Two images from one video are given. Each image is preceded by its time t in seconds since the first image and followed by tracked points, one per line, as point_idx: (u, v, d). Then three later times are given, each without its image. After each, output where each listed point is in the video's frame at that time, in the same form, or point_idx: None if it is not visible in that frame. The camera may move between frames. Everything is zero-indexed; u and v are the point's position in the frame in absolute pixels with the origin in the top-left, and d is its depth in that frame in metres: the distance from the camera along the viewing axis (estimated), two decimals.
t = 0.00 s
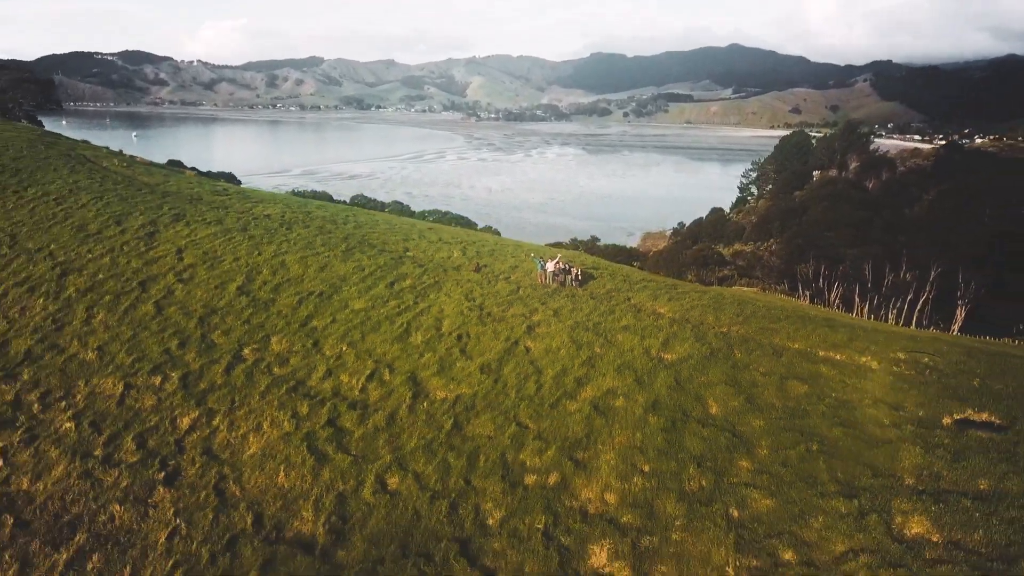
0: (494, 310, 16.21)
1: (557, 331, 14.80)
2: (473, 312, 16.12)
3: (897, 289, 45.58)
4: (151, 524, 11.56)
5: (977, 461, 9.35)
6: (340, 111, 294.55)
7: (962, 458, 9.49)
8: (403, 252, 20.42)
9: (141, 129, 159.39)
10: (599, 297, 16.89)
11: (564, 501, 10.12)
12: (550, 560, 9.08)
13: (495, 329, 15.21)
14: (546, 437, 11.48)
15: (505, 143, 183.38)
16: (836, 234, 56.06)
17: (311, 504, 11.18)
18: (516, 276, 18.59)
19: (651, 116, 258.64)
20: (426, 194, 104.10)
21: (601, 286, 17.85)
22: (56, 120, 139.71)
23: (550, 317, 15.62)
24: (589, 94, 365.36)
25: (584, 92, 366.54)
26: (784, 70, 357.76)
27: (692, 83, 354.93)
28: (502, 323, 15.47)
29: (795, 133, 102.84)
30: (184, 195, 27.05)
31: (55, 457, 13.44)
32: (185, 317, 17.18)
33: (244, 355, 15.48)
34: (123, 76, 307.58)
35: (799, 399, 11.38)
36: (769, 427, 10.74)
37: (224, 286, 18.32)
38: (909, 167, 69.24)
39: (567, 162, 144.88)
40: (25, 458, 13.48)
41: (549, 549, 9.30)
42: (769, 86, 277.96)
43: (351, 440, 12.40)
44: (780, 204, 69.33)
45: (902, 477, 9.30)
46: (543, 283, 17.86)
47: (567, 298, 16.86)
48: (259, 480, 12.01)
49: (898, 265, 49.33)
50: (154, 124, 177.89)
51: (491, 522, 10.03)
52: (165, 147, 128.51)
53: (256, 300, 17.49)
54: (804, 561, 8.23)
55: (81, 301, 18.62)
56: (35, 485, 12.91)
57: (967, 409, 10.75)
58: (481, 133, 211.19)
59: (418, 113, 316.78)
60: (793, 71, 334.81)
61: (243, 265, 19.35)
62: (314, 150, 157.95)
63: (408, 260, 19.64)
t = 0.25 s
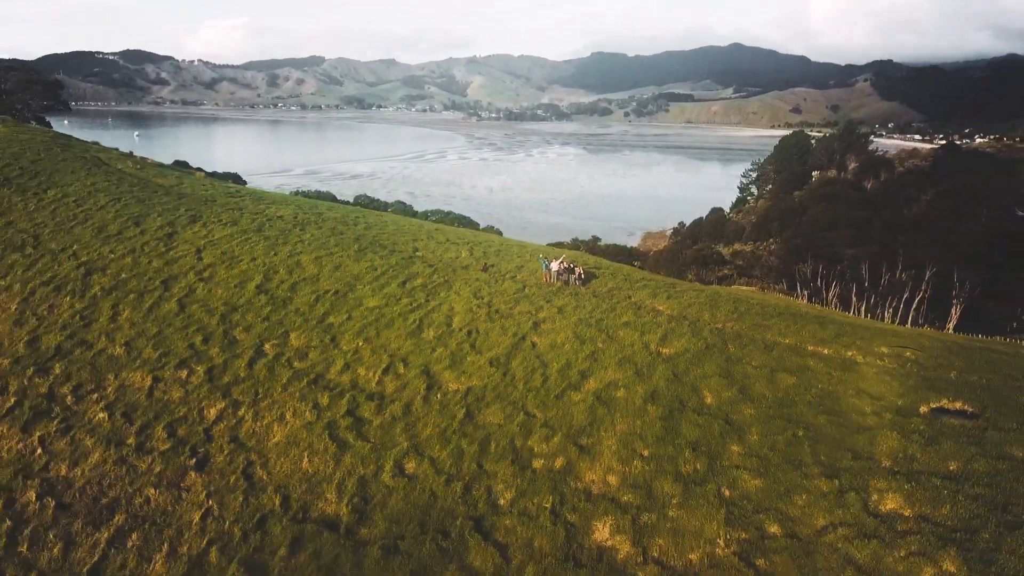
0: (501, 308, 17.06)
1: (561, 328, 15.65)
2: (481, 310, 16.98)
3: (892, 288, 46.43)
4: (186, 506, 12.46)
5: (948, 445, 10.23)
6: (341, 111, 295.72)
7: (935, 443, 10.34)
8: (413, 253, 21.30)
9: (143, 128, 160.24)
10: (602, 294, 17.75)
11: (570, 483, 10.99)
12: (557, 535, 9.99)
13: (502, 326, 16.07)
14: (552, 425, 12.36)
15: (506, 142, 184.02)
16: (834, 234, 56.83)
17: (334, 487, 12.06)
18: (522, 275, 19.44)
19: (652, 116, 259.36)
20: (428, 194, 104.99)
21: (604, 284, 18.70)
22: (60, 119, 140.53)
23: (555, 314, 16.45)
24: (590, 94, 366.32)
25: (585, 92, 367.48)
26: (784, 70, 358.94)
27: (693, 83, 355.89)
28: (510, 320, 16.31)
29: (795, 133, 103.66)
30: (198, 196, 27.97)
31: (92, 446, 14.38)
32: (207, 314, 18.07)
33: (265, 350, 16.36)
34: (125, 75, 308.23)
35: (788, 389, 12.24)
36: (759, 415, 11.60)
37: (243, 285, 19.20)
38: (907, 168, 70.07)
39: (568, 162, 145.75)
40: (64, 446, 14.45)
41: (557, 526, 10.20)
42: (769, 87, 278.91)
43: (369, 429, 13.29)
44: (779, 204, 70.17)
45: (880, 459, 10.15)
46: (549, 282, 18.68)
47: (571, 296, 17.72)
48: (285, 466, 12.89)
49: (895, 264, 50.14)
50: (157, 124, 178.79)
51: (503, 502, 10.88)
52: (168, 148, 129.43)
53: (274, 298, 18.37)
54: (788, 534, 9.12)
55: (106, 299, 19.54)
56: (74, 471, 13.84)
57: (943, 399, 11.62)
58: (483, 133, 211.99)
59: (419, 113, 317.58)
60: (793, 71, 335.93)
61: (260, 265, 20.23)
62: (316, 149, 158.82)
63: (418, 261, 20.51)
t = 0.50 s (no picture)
0: (508, 307, 17.81)
1: (565, 326, 16.41)
2: (488, 310, 17.73)
3: (890, 288, 47.15)
4: (211, 493, 13.22)
5: (927, 434, 10.97)
6: (342, 112, 296.53)
7: (914, 432, 11.10)
8: (421, 255, 22.05)
9: (146, 129, 160.98)
10: (604, 294, 18.50)
11: (574, 471, 11.74)
12: (562, 519, 10.73)
13: (509, 325, 16.81)
14: (557, 418, 13.10)
15: (507, 143, 184.74)
16: (832, 235, 57.56)
17: (352, 476, 12.81)
18: (527, 276, 20.20)
19: (652, 117, 260.23)
20: (430, 195, 105.75)
21: (606, 285, 19.47)
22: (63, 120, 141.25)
23: (559, 313, 17.21)
24: (590, 95, 367.13)
25: (585, 93, 368.36)
26: (783, 72, 360.11)
27: (693, 84, 356.90)
28: (516, 319, 17.07)
29: (794, 135, 104.51)
30: (210, 199, 28.77)
31: (119, 438, 15.18)
32: (225, 313, 18.84)
33: (282, 347, 17.11)
34: (126, 76, 309.35)
35: (780, 383, 12.98)
36: (752, 408, 12.33)
37: (258, 286, 19.96)
38: (905, 171, 70.96)
39: (569, 163, 146.52)
40: (93, 439, 15.25)
41: (562, 510, 10.95)
42: (769, 88, 279.86)
43: (384, 421, 14.04)
44: (778, 206, 70.94)
45: (864, 448, 10.89)
46: (552, 283, 19.43)
47: (574, 296, 18.48)
48: (304, 456, 13.64)
49: (891, 265, 50.85)
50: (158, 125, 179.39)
51: (511, 489, 11.63)
52: (171, 149, 130.13)
53: (289, 298, 19.13)
54: (777, 516, 9.87)
55: (126, 299, 20.32)
56: (103, 462, 14.63)
57: (924, 392, 12.37)
58: (483, 134, 212.84)
59: (420, 113, 318.38)
60: (793, 73, 336.83)
61: (274, 266, 21.00)
62: (317, 150, 159.49)
63: (426, 263, 21.25)
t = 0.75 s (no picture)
0: (514, 307, 18.58)
1: (568, 325, 17.16)
2: (494, 309, 18.49)
3: (887, 288, 47.79)
4: (235, 483, 13.98)
5: (910, 425, 11.72)
6: (343, 113, 297.40)
7: (897, 424, 11.85)
8: (429, 257, 22.83)
9: (148, 131, 161.69)
10: (605, 295, 19.27)
11: (579, 460, 12.49)
12: (568, 504, 11.49)
13: (515, 323, 17.58)
14: (562, 411, 13.85)
15: (507, 145, 185.32)
16: (831, 236, 58.22)
17: (368, 466, 13.56)
18: (532, 277, 20.97)
19: (652, 118, 260.97)
20: (431, 196, 106.48)
21: (608, 286, 20.23)
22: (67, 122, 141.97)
23: (563, 313, 17.97)
24: (590, 96, 368.01)
25: (585, 95, 369.19)
26: (783, 74, 361.17)
27: (693, 86, 357.92)
28: (522, 318, 17.84)
29: (794, 137, 105.31)
30: (221, 202, 29.56)
31: (145, 432, 15.96)
32: (242, 313, 19.62)
33: (297, 345, 17.86)
34: (127, 78, 309.83)
35: (772, 378, 13.74)
36: (746, 401, 13.09)
37: (273, 286, 20.75)
38: (903, 173, 71.71)
39: (569, 164, 147.25)
40: (119, 432, 16.04)
41: (568, 496, 11.70)
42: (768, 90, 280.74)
43: (398, 414, 14.82)
44: (778, 208, 71.67)
45: (849, 438, 11.64)
46: (555, 284, 20.20)
47: (577, 296, 19.23)
48: (321, 448, 14.39)
49: (889, 266, 51.49)
50: (161, 126, 180.02)
51: (519, 477, 12.39)
52: (175, 151, 130.79)
53: (303, 298, 19.91)
54: (768, 500, 10.63)
55: (146, 298, 21.11)
56: (130, 453, 15.42)
57: (909, 387, 13.10)
58: (484, 136, 213.66)
59: (420, 115, 319.27)
60: (793, 74, 337.32)
61: (288, 268, 21.77)
62: (318, 152, 160.19)
63: (434, 264, 22.03)
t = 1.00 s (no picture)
0: (520, 307, 19.36)
1: (572, 324, 17.92)
2: (501, 309, 19.25)
3: (885, 290, 48.50)
4: (256, 473, 14.75)
5: (894, 417, 12.49)
6: (344, 115, 298.49)
7: (883, 416, 12.61)
8: (436, 259, 23.60)
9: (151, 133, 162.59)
10: (607, 295, 20.03)
11: (583, 451, 13.25)
12: (573, 491, 12.25)
13: (521, 322, 18.35)
14: (567, 405, 14.62)
15: (508, 146, 186.08)
16: (829, 238, 58.95)
17: (384, 457, 14.32)
18: (536, 279, 21.75)
19: (652, 120, 261.89)
20: (433, 198, 107.27)
21: (609, 287, 21.01)
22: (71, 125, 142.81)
23: (567, 312, 18.74)
24: (590, 99, 369.07)
25: (586, 97, 370.18)
26: (783, 75, 362.32)
27: (693, 88, 358.98)
28: (528, 317, 18.62)
29: (793, 140, 106.07)
30: (233, 205, 30.34)
31: (168, 426, 16.73)
32: (258, 312, 20.41)
33: (312, 344, 18.64)
34: (128, 80, 310.72)
35: (766, 374, 14.51)
36: (741, 395, 13.85)
37: (287, 287, 21.54)
38: (901, 176, 72.42)
39: (570, 166, 148.05)
40: (144, 426, 16.80)
41: (573, 484, 12.47)
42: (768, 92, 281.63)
43: (411, 408, 15.59)
44: (777, 210, 72.42)
45: (837, 429, 12.42)
46: (559, 285, 20.97)
47: (580, 297, 19.99)
48: (338, 440, 15.16)
49: (887, 267, 52.21)
50: (163, 129, 180.92)
51: (527, 466, 13.15)
52: (178, 153, 131.60)
53: (316, 299, 20.69)
54: (760, 486, 11.40)
55: (164, 299, 21.89)
56: (155, 446, 16.19)
57: (895, 381, 13.87)
58: (485, 137, 214.60)
59: (421, 117, 320.25)
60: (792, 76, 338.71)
61: (300, 269, 22.57)
62: (320, 154, 161.03)
63: (442, 266, 22.80)
